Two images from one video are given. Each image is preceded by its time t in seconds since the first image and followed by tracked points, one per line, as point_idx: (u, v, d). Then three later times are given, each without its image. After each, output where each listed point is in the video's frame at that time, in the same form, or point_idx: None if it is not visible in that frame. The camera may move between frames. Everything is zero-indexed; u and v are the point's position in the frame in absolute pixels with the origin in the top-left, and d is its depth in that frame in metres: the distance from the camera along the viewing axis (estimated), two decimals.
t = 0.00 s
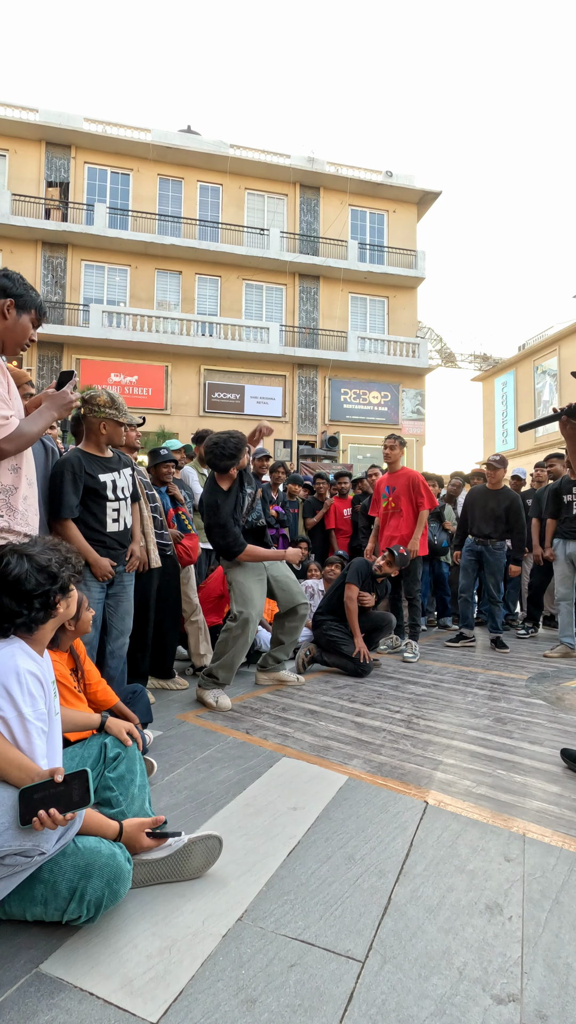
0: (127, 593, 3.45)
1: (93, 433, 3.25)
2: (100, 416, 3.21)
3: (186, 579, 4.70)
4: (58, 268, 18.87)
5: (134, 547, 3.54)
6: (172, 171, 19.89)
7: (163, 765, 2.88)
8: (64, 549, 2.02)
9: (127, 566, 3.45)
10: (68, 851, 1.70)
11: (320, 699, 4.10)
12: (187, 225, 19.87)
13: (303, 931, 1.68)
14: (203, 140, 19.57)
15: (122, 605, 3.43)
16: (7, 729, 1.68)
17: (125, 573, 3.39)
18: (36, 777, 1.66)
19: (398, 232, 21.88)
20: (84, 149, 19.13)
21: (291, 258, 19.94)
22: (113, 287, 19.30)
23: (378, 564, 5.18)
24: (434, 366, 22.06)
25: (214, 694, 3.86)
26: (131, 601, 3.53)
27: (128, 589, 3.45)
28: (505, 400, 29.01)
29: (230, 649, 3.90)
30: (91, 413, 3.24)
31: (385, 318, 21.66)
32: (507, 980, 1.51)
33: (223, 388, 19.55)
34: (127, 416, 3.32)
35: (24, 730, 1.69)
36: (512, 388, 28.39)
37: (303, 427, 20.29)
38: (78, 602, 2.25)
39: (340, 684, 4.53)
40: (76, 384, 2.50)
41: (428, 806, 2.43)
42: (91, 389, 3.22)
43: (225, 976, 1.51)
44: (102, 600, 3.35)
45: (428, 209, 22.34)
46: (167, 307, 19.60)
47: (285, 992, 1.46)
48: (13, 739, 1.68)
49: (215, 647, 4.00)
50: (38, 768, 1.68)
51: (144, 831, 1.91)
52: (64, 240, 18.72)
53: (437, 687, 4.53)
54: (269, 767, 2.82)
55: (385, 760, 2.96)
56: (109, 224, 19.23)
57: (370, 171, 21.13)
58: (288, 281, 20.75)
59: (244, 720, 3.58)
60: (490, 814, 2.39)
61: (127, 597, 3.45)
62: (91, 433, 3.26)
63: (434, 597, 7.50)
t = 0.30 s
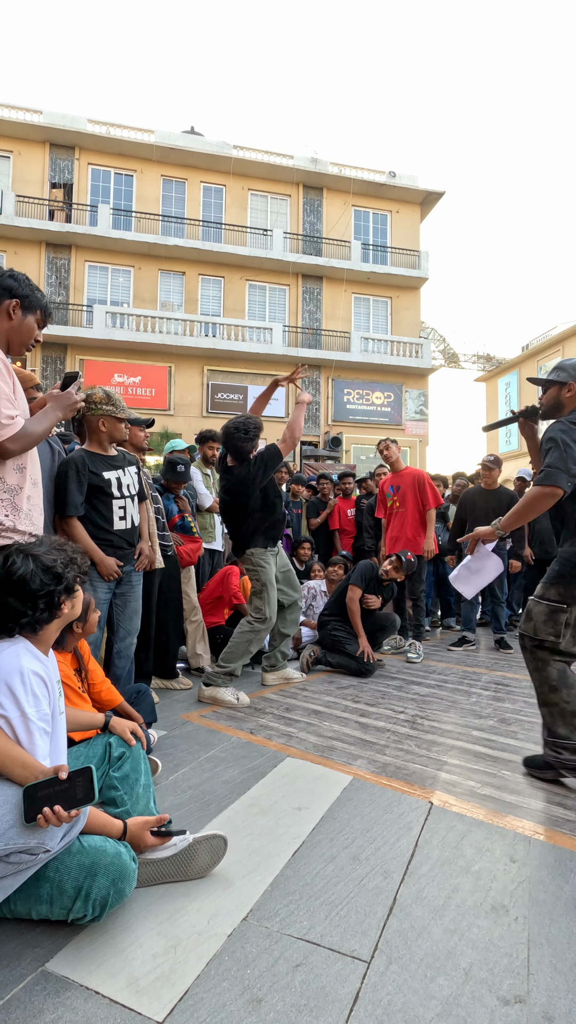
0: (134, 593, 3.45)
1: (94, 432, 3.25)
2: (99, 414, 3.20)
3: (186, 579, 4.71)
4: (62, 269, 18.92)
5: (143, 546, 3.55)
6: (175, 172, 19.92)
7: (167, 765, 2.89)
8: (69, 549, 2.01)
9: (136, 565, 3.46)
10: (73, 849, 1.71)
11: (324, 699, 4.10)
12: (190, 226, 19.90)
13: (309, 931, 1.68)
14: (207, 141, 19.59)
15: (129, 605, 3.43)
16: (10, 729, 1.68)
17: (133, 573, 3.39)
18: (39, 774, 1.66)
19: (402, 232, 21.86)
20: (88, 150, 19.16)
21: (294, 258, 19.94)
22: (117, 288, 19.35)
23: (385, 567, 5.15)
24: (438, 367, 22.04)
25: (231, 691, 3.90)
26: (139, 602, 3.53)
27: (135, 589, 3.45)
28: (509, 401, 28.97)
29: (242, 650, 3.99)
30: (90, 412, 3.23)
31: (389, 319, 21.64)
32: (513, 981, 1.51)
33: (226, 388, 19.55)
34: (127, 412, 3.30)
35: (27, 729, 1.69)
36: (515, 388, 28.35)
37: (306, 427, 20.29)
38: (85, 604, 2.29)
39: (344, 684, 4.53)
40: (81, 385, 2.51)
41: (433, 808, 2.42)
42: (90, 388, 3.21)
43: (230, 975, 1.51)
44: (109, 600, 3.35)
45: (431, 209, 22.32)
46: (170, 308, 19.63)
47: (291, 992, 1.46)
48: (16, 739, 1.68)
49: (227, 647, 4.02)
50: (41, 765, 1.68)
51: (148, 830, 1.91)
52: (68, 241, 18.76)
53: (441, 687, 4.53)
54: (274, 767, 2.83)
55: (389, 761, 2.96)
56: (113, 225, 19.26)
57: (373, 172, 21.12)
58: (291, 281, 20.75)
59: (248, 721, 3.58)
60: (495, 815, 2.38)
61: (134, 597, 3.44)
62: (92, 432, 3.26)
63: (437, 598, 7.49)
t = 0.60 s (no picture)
0: (138, 594, 3.45)
1: (94, 432, 3.25)
2: (99, 414, 3.21)
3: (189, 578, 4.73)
4: (65, 270, 18.96)
5: (146, 546, 3.56)
6: (178, 173, 19.95)
7: (171, 766, 2.89)
8: (72, 549, 2.02)
9: (139, 566, 3.47)
10: (77, 850, 1.71)
11: (327, 700, 4.10)
12: (193, 227, 19.93)
13: (314, 933, 1.68)
14: (210, 143, 19.62)
15: (133, 606, 3.44)
16: (14, 730, 1.68)
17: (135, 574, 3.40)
18: (43, 774, 1.66)
19: (404, 232, 21.85)
20: (91, 151, 19.19)
21: (297, 259, 19.96)
22: (120, 289, 19.38)
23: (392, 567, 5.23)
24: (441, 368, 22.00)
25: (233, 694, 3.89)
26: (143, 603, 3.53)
27: (139, 590, 3.45)
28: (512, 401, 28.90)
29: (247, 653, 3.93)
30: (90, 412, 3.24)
31: (391, 319, 21.62)
32: (520, 985, 1.50)
33: (229, 388, 19.55)
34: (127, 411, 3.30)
35: (31, 731, 1.69)
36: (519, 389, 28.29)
37: (309, 428, 20.29)
38: (91, 606, 2.28)
39: (347, 685, 4.53)
40: (86, 388, 2.52)
41: (437, 809, 2.42)
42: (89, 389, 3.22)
43: (236, 977, 1.51)
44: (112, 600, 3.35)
45: (434, 209, 22.28)
46: (173, 309, 19.64)
47: (296, 993, 1.46)
48: (20, 739, 1.68)
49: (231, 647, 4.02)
50: (45, 764, 1.68)
51: (153, 831, 1.91)
52: (71, 242, 18.79)
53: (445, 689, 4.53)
54: (278, 768, 2.83)
55: (394, 762, 2.96)
56: (116, 226, 19.29)
57: (376, 172, 21.11)
58: (294, 282, 20.76)
59: (252, 722, 3.58)
60: (500, 817, 2.38)
61: (137, 597, 3.45)
62: (92, 433, 3.26)
63: (441, 598, 7.41)
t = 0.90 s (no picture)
0: (143, 593, 3.45)
1: (98, 432, 3.24)
2: (102, 414, 3.20)
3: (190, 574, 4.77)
4: (68, 271, 18.99)
5: (150, 546, 3.55)
6: (180, 174, 19.97)
7: (174, 765, 2.88)
8: (74, 548, 2.01)
9: (143, 566, 3.47)
10: (80, 849, 1.70)
11: (330, 700, 4.09)
12: (195, 228, 19.94)
13: (317, 932, 1.67)
14: (212, 144, 19.63)
15: (138, 606, 3.43)
16: (15, 728, 1.68)
17: (140, 574, 3.40)
18: (44, 772, 1.66)
19: (406, 232, 21.83)
20: (94, 152, 19.23)
21: (299, 259, 19.95)
22: (122, 290, 19.40)
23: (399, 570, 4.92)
24: (443, 368, 21.97)
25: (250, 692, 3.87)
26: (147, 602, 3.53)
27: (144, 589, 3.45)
28: (514, 401, 28.86)
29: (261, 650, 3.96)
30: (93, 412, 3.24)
31: (394, 319, 21.61)
32: (525, 986, 1.49)
33: (231, 388, 19.55)
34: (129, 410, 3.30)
35: (31, 729, 1.68)
36: (521, 389, 28.25)
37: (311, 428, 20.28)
38: (94, 605, 2.28)
39: (351, 685, 4.51)
40: (90, 387, 2.51)
41: (442, 810, 2.41)
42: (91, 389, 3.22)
43: (239, 977, 1.50)
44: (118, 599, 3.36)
45: (436, 209, 22.25)
46: (176, 310, 19.65)
47: (299, 993, 1.45)
48: (20, 737, 1.67)
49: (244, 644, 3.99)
50: (46, 762, 1.68)
51: (155, 829, 1.90)
52: (74, 243, 18.81)
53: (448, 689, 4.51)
54: (281, 767, 2.82)
55: (397, 762, 2.95)
56: (119, 227, 19.32)
57: (378, 172, 21.10)
58: (296, 282, 20.77)
59: (255, 722, 3.57)
60: (503, 817, 2.37)
61: (142, 597, 3.46)
62: (96, 432, 3.26)
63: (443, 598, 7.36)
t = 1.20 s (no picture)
0: (147, 592, 3.44)
1: (103, 432, 3.25)
2: (107, 414, 3.21)
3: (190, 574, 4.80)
4: (70, 272, 19.03)
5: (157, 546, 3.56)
6: (182, 175, 19.98)
7: (175, 765, 2.87)
8: (77, 547, 2.01)
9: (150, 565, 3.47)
10: (81, 848, 1.70)
11: (332, 700, 4.09)
12: (197, 228, 19.95)
13: (319, 932, 1.67)
14: (214, 145, 19.65)
15: (143, 605, 3.43)
16: (16, 727, 1.67)
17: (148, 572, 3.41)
18: (44, 771, 1.65)
19: (408, 232, 21.80)
20: (96, 154, 19.26)
21: (301, 260, 19.95)
22: (124, 291, 19.42)
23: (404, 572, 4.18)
24: (445, 368, 21.95)
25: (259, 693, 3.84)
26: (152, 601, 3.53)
27: (148, 588, 3.45)
28: (516, 401, 28.82)
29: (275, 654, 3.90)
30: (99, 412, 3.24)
31: (396, 320, 21.60)
32: (526, 985, 1.49)
33: (233, 389, 19.53)
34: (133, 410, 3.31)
35: (32, 728, 1.68)
36: (523, 389, 28.21)
37: (313, 428, 20.28)
38: (96, 605, 2.29)
39: (352, 685, 4.50)
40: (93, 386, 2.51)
41: (443, 808, 2.41)
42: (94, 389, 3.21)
43: (240, 976, 1.50)
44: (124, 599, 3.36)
45: (438, 209, 22.23)
46: (178, 310, 19.68)
47: (300, 993, 1.45)
48: (21, 736, 1.67)
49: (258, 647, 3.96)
50: (46, 761, 1.67)
51: (157, 827, 1.89)
52: (76, 244, 18.83)
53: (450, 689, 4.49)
54: (282, 767, 2.82)
55: (399, 762, 2.94)
56: (121, 228, 19.33)
57: (380, 173, 21.08)
58: (298, 283, 20.78)
59: (256, 722, 3.56)
60: (505, 817, 2.36)
61: (148, 596, 3.45)
62: (101, 433, 3.26)
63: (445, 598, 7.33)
